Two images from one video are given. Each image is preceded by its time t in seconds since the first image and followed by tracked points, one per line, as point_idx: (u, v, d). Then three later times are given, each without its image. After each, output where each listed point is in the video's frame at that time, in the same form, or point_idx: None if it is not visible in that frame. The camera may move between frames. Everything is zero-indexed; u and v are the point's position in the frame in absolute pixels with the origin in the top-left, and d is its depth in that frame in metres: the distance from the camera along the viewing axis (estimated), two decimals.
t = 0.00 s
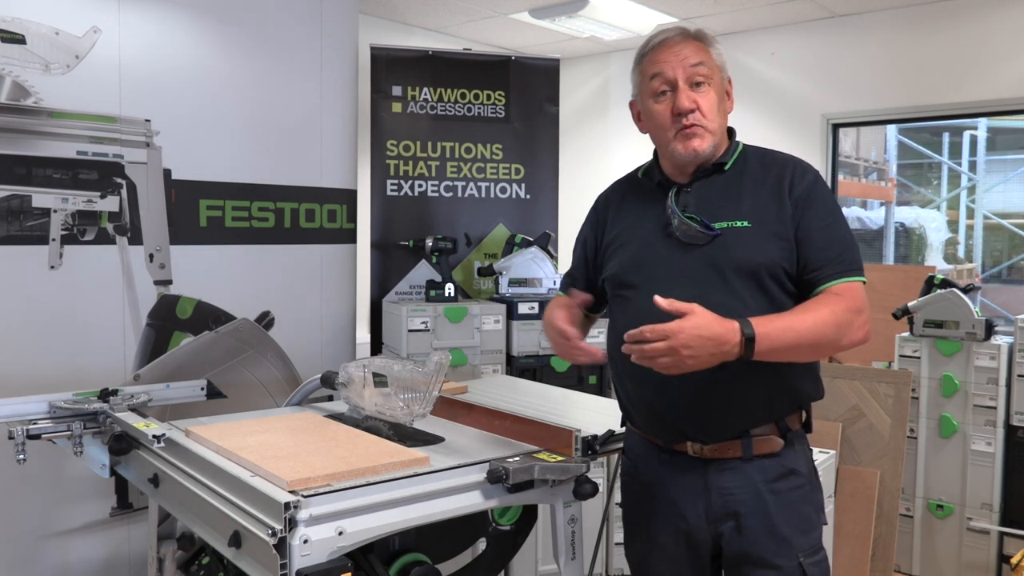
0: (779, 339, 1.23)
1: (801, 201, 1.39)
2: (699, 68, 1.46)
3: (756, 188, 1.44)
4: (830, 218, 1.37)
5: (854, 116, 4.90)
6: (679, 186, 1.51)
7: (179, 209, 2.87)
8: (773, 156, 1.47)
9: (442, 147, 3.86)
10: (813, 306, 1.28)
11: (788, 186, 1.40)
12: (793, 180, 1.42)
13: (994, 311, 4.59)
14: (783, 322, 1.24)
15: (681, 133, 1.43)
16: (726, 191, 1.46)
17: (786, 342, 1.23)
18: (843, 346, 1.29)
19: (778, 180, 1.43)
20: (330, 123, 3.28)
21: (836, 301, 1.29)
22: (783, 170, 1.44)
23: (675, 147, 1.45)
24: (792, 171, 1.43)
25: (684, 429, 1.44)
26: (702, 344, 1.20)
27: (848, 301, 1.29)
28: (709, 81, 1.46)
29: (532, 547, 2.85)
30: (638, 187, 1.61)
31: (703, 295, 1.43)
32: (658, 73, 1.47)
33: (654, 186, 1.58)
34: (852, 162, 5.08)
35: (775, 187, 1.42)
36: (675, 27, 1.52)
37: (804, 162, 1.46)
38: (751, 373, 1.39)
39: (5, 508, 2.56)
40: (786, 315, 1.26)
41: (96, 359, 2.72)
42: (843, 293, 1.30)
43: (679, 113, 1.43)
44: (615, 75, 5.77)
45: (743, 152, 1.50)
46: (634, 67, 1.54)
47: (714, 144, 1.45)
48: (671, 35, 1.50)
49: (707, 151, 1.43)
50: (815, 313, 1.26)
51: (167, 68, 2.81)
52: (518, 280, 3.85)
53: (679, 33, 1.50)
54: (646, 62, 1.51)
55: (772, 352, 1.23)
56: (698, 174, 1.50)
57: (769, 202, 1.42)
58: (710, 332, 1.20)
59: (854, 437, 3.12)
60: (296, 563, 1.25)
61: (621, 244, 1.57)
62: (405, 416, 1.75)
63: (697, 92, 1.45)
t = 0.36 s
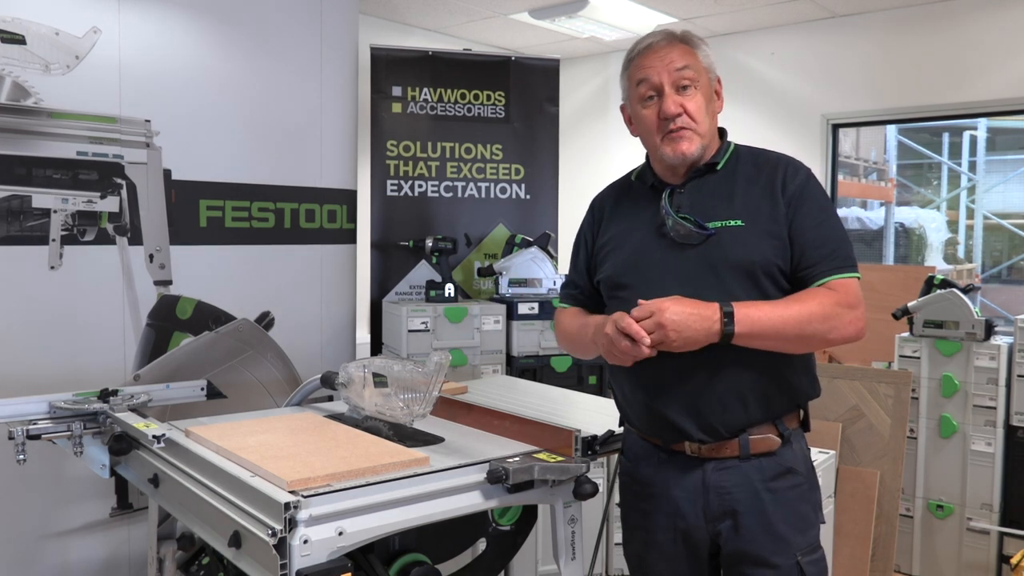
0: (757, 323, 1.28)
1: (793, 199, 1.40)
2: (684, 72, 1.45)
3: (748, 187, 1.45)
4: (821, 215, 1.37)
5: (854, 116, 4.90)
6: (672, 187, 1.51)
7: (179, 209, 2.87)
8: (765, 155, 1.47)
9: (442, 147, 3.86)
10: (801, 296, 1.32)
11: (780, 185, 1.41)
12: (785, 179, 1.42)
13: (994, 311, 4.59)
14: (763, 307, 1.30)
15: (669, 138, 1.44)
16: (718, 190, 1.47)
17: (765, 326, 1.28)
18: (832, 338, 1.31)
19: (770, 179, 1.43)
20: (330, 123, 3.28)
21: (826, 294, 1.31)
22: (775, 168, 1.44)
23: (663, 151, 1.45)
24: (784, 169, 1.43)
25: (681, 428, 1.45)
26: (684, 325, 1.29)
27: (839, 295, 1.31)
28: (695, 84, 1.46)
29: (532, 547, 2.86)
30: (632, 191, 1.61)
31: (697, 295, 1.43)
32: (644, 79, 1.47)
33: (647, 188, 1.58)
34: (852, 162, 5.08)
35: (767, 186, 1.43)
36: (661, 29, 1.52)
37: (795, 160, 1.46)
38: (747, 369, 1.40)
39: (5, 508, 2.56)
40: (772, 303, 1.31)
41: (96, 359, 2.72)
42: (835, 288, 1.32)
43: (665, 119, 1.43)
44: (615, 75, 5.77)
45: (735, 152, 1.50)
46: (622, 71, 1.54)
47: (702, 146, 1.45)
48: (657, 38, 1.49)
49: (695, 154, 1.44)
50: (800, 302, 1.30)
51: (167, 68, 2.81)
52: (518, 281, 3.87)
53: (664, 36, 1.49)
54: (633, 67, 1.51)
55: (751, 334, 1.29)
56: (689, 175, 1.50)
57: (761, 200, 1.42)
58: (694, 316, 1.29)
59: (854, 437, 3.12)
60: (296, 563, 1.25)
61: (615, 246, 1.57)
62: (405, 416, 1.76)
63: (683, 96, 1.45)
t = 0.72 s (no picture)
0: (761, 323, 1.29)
1: (793, 202, 1.40)
2: (684, 77, 1.45)
3: (748, 189, 1.44)
4: (821, 218, 1.37)
5: (854, 117, 4.90)
6: (670, 189, 1.51)
7: (179, 209, 2.87)
8: (763, 156, 1.47)
9: (442, 147, 3.86)
10: (804, 298, 1.33)
11: (779, 187, 1.41)
12: (784, 180, 1.42)
13: (994, 311, 4.59)
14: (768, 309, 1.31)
15: (669, 144, 1.44)
16: (717, 191, 1.47)
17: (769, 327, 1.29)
18: (831, 343, 1.32)
19: (769, 181, 1.43)
20: (330, 123, 3.28)
21: (827, 297, 1.32)
22: (774, 170, 1.44)
23: (664, 156, 1.46)
24: (783, 171, 1.43)
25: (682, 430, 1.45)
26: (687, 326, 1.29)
27: (840, 298, 1.32)
28: (694, 89, 1.46)
29: (532, 547, 2.86)
30: (630, 192, 1.60)
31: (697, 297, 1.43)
32: (643, 84, 1.46)
33: (645, 189, 1.57)
34: (852, 162, 5.08)
35: (767, 188, 1.43)
36: (658, 31, 1.50)
37: (793, 161, 1.46)
38: (747, 370, 1.40)
39: (5, 508, 2.56)
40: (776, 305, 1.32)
41: (96, 359, 2.72)
42: (835, 291, 1.33)
43: (666, 126, 1.43)
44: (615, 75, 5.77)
45: (734, 153, 1.50)
46: (619, 75, 1.53)
47: (702, 151, 1.46)
48: (654, 42, 1.48)
49: (695, 159, 1.44)
50: (804, 304, 1.31)
51: (168, 68, 2.81)
52: (518, 281, 3.88)
53: (662, 39, 1.47)
54: (630, 71, 1.49)
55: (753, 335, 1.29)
56: (688, 177, 1.50)
57: (761, 202, 1.42)
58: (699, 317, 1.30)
59: (854, 437, 3.12)
60: (296, 563, 1.25)
61: (614, 248, 1.57)
62: (405, 416, 1.75)
63: (683, 101, 1.45)
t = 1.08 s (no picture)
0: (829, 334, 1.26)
1: (793, 205, 1.40)
2: (678, 74, 1.45)
3: (746, 192, 1.44)
4: (821, 223, 1.38)
5: (853, 117, 4.90)
6: (667, 188, 1.51)
7: (179, 209, 2.88)
8: (762, 159, 1.47)
9: (442, 147, 3.86)
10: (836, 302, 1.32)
11: (780, 191, 1.41)
12: (788, 185, 1.42)
13: (994, 311, 4.59)
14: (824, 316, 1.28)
15: (666, 140, 1.44)
16: (713, 191, 1.47)
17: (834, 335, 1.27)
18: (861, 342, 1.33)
19: (769, 183, 1.43)
20: (330, 123, 3.28)
21: (861, 299, 1.33)
22: (776, 173, 1.44)
23: (660, 153, 1.45)
24: (785, 174, 1.43)
25: (670, 430, 1.45)
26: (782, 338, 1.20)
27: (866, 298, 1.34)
28: (689, 86, 1.46)
29: (531, 547, 2.86)
30: (627, 191, 1.60)
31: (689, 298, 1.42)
32: (638, 82, 1.47)
33: (643, 189, 1.57)
34: (852, 162, 5.08)
35: (766, 190, 1.43)
36: (652, 32, 1.51)
37: (794, 165, 1.45)
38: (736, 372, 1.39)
39: (5, 508, 2.56)
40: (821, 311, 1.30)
41: (96, 359, 2.72)
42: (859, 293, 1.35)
43: (661, 122, 1.43)
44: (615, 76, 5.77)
45: (732, 153, 1.50)
46: (614, 76, 1.54)
47: (699, 147, 1.46)
48: (648, 41, 1.49)
49: (692, 155, 1.44)
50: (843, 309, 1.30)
51: (168, 68, 2.81)
52: (518, 281, 3.88)
53: (656, 38, 1.49)
54: (625, 70, 1.50)
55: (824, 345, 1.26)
56: (684, 176, 1.50)
57: (759, 204, 1.42)
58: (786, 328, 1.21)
59: (854, 437, 3.12)
60: (296, 563, 1.25)
61: (610, 246, 1.57)
62: (405, 416, 1.75)
63: (678, 98, 1.45)
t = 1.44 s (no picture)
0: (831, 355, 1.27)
1: (792, 207, 1.40)
2: (676, 82, 1.44)
3: (746, 193, 1.44)
4: (820, 227, 1.38)
5: (853, 117, 4.90)
6: (667, 188, 1.51)
7: (179, 209, 2.87)
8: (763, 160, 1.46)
9: (442, 147, 3.86)
10: (835, 314, 1.34)
11: (780, 194, 1.40)
12: (788, 188, 1.41)
13: (994, 311, 4.59)
14: (825, 333, 1.29)
15: (664, 149, 1.44)
16: (712, 191, 1.47)
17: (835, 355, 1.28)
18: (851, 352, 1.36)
19: (769, 185, 1.43)
20: (330, 124, 3.28)
21: (856, 310, 1.35)
22: (776, 175, 1.43)
23: (659, 161, 1.46)
24: (786, 177, 1.42)
25: (664, 428, 1.45)
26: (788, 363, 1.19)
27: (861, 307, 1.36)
28: (688, 92, 1.46)
29: (530, 548, 2.87)
30: (627, 190, 1.60)
31: (686, 297, 1.42)
32: (636, 91, 1.46)
33: (643, 188, 1.57)
34: (852, 162, 5.08)
35: (765, 192, 1.43)
36: (650, 34, 1.49)
37: (796, 168, 1.45)
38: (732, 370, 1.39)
39: (5, 508, 2.56)
40: (822, 328, 1.30)
41: (96, 359, 2.72)
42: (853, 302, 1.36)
43: (660, 132, 1.43)
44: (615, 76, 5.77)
45: (732, 153, 1.50)
46: (612, 81, 1.53)
47: (699, 152, 1.46)
48: (646, 47, 1.47)
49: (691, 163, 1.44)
50: (844, 323, 1.32)
51: (168, 68, 2.81)
52: (518, 281, 3.89)
53: (653, 44, 1.47)
54: (623, 76, 1.49)
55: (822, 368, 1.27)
56: (684, 178, 1.50)
57: (757, 205, 1.42)
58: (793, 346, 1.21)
59: (854, 437, 3.12)
60: (296, 563, 1.25)
61: (608, 244, 1.57)
62: (405, 416, 1.76)
63: (676, 105, 1.45)
